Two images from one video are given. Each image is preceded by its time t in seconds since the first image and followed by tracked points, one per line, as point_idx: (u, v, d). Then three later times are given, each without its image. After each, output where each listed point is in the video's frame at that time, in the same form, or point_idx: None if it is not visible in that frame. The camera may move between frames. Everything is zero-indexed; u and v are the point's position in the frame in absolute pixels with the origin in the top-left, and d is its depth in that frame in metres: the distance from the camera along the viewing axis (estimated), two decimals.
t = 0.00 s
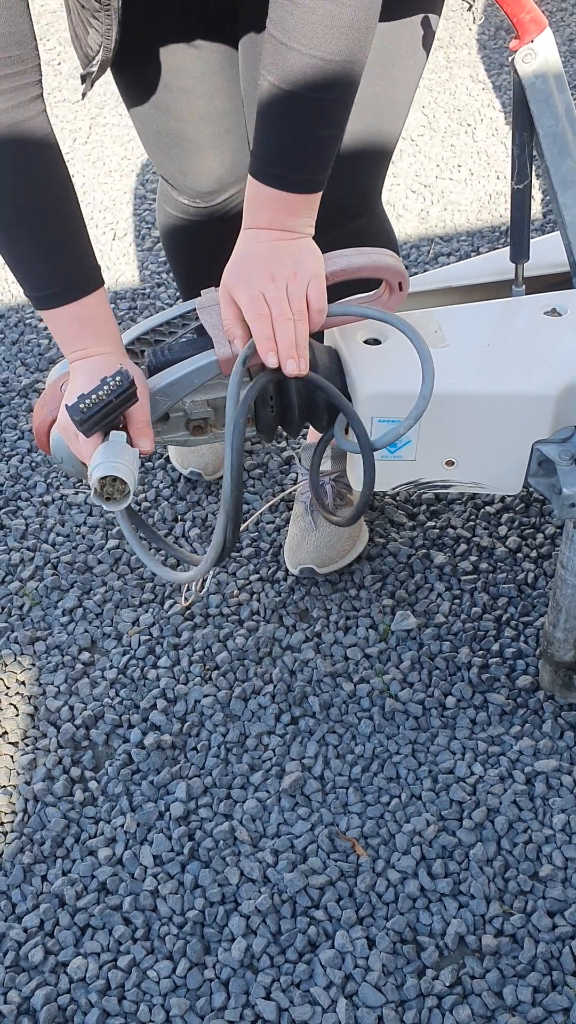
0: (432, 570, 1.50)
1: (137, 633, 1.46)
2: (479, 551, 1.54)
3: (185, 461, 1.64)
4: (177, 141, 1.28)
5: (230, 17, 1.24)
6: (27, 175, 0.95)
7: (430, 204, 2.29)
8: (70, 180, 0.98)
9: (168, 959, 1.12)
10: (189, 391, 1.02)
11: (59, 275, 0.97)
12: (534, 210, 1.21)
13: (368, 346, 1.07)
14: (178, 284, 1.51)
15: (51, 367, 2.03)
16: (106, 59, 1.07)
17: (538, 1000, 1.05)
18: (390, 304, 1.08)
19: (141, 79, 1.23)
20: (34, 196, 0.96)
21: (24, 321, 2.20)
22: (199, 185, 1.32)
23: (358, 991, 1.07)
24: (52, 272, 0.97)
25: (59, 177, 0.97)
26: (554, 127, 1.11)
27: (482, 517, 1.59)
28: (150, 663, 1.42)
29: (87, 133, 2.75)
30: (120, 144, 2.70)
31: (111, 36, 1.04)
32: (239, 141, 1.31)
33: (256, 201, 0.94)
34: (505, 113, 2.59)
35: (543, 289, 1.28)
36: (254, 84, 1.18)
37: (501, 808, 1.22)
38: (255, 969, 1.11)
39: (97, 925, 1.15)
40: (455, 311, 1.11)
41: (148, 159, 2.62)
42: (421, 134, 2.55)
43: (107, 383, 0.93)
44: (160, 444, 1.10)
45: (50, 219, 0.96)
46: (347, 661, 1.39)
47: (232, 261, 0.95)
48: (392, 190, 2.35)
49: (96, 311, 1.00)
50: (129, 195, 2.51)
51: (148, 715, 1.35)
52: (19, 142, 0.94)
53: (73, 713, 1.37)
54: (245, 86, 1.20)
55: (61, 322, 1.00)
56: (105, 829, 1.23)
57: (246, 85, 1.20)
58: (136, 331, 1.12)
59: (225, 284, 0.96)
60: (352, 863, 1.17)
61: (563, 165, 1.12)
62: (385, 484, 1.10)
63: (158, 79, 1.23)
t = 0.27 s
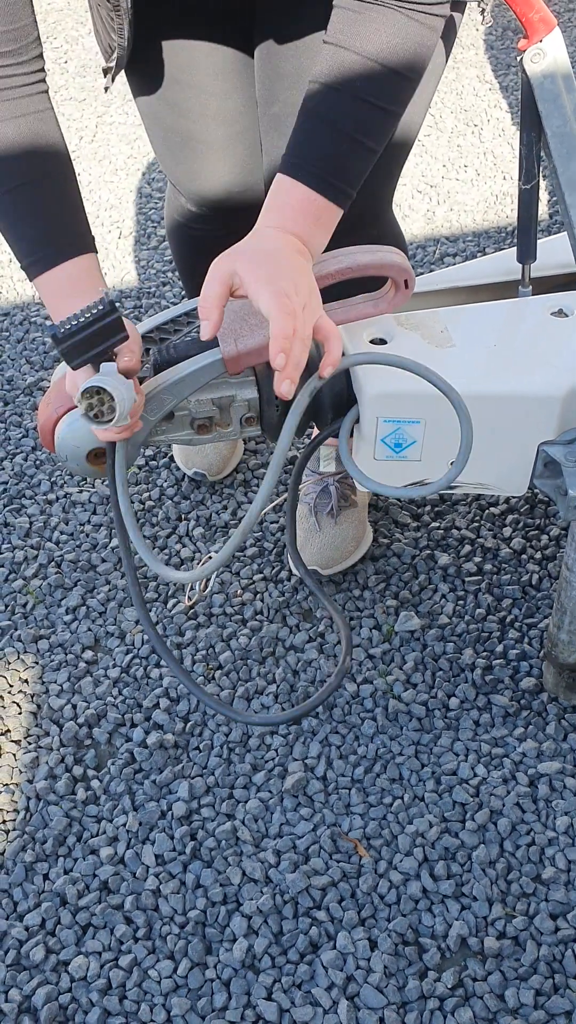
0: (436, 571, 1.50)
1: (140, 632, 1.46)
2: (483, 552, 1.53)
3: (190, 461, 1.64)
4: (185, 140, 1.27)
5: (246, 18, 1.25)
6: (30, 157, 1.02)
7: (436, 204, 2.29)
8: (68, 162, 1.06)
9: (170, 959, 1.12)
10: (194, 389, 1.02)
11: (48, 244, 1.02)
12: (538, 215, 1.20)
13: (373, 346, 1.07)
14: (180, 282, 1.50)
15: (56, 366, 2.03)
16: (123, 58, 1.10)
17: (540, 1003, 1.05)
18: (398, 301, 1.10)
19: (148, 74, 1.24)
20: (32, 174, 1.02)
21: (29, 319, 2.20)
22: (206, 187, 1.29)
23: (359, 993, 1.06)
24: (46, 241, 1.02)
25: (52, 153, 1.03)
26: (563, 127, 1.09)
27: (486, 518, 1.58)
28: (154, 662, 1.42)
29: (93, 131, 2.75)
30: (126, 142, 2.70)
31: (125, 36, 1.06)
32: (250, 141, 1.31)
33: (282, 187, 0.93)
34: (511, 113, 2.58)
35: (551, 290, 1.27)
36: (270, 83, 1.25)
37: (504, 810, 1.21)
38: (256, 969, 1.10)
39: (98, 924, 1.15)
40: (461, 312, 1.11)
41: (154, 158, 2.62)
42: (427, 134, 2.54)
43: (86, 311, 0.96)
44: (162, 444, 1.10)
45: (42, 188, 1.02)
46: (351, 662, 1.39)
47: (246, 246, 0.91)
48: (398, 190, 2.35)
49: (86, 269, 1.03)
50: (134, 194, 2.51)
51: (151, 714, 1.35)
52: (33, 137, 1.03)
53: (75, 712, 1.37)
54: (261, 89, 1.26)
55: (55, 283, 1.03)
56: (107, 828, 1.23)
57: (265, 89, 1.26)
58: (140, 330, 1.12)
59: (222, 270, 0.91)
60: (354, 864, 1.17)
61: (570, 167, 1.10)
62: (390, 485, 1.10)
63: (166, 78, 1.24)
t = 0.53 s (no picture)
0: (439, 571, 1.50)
1: (142, 631, 1.46)
2: (487, 551, 1.53)
3: (193, 461, 1.64)
4: (195, 140, 1.26)
5: (251, 17, 1.21)
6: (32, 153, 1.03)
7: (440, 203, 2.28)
8: (70, 161, 1.07)
9: (172, 958, 1.11)
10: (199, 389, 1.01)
11: (42, 245, 1.02)
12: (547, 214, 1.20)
13: (377, 345, 1.07)
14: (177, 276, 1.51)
15: (59, 364, 2.03)
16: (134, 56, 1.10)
17: (542, 1004, 1.05)
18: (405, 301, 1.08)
19: (160, 71, 1.22)
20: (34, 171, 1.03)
21: (33, 317, 2.20)
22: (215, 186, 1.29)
23: (362, 993, 1.06)
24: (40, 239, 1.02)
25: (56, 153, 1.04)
26: (568, 127, 1.08)
27: (489, 518, 1.58)
28: (156, 661, 1.42)
29: (97, 130, 2.75)
30: (130, 141, 2.69)
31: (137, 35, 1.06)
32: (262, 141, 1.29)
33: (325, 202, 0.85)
34: (516, 112, 2.58)
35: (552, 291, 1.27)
36: (285, 83, 1.18)
37: (507, 810, 1.21)
38: (258, 969, 1.10)
39: (100, 923, 1.14)
40: (464, 311, 1.11)
41: (157, 156, 2.61)
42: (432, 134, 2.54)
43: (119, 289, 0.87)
44: (166, 444, 1.09)
45: (43, 185, 1.03)
46: (354, 662, 1.39)
47: (288, 261, 0.86)
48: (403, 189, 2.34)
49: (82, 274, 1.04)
50: (138, 193, 2.51)
51: (154, 714, 1.35)
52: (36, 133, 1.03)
53: (78, 711, 1.37)
54: (275, 85, 1.20)
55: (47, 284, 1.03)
56: (109, 828, 1.23)
57: (278, 84, 1.20)
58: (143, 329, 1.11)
59: (237, 323, 0.86)
60: (357, 865, 1.17)
61: None
62: (393, 485, 1.10)
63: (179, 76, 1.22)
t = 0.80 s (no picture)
0: (441, 571, 1.50)
1: (144, 630, 1.46)
2: (488, 552, 1.53)
3: (195, 461, 1.65)
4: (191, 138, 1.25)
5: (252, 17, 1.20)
6: (44, 145, 0.95)
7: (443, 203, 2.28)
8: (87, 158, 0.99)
9: (173, 958, 1.12)
10: (202, 389, 1.02)
11: (58, 255, 0.97)
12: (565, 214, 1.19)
13: (380, 347, 1.07)
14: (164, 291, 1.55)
15: (62, 364, 2.03)
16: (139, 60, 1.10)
17: (543, 1004, 1.05)
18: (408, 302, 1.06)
19: (163, 71, 1.21)
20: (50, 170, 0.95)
21: (36, 317, 2.20)
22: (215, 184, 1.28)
23: (363, 993, 1.06)
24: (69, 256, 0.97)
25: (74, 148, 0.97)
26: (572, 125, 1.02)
27: (491, 519, 1.58)
28: (158, 660, 1.42)
29: (100, 130, 2.75)
30: (133, 141, 2.69)
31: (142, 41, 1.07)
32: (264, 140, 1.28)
33: (450, 184, 0.72)
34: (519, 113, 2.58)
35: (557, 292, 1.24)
36: (290, 82, 1.15)
37: (508, 811, 1.21)
38: (260, 968, 1.10)
39: (102, 922, 1.15)
40: (468, 311, 1.11)
41: (159, 156, 2.62)
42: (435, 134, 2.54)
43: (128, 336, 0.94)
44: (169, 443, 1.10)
45: (58, 184, 0.96)
46: (355, 662, 1.39)
47: (493, 188, 0.70)
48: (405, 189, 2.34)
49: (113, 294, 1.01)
50: (141, 193, 2.51)
51: (156, 713, 1.35)
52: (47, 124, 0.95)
53: (80, 710, 1.37)
54: (282, 90, 1.17)
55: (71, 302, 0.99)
56: (111, 827, 1.23)
57: (282, 91, 1.17)
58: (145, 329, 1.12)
59: (381, 290, 0.77)
60: (358, 864, 1.17)
61: None
62: (396, 486, 1.10)
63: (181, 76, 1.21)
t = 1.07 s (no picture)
0: (443, 570, 1.50)
1: (147, 628, 1.46)
2: (490, 551, 1.53)
3: (198, 460, 1.65)
4: (180, 136, 1.23)
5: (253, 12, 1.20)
6: (57, 144, 0.94)
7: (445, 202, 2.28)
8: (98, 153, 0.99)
9: (175, 955, 1.12)
10: (205, 387, 1.03)
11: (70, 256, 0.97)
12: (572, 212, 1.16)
13: (382, 345, 1.07)
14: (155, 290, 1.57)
15: (64, 363, 2.03)
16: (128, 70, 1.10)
17: (545, 1002, 1.05)
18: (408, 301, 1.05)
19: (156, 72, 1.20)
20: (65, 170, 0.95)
21: (38, 316, 2.21)
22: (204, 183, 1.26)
23: (364, 990, 1.07)
24: (82, 253, 0.97)
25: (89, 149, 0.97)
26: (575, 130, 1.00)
27: (494, 518, 1.58)
28: (160, 659, 1.42)
29: (103, 130, 2.75)
30: (136, 140, 2.70)
31: (136, 48, 1.08)
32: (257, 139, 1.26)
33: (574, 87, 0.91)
34: (521, 112, 2.58)
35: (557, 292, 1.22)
36: (283, 80, 1.15)
37: (510, 809, 1.21)
38: (262, 966, 1.11)
39: (104, 919, 1.15)
40: (471, 309, 1.11)
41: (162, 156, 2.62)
42: (437, 134, 2.54)
43: (154, 345, 0.92)
44: (173, 440, 1.11)
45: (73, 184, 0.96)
46: (358, 660, 1.39)
47: None
48: (408, 188, 2.34)
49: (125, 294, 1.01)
50: (144, 193, 2.51)
51: (158, 711, 1.36)
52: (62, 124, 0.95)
53: (83, 708, 1.37)
54: (277, 87, 1.17)
55: (83, 301, 0.99)
56: (114, 825, 1.23)
57: (278, 88, 1.17)
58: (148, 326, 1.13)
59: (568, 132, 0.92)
60: (360, 862, 1.17)
61: None
62: (398, 484, 1.11)
63: (174, 77, 1.20)
